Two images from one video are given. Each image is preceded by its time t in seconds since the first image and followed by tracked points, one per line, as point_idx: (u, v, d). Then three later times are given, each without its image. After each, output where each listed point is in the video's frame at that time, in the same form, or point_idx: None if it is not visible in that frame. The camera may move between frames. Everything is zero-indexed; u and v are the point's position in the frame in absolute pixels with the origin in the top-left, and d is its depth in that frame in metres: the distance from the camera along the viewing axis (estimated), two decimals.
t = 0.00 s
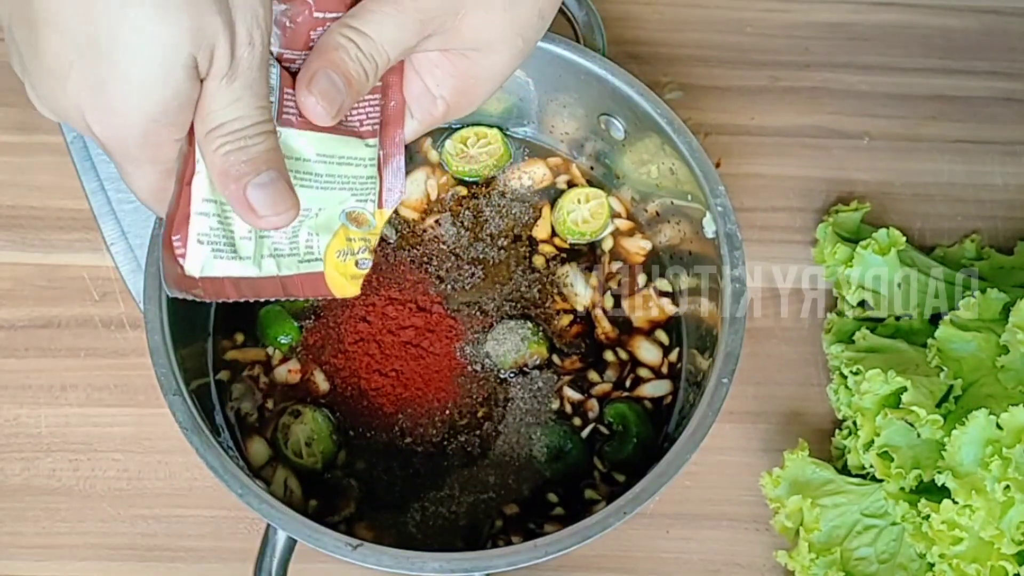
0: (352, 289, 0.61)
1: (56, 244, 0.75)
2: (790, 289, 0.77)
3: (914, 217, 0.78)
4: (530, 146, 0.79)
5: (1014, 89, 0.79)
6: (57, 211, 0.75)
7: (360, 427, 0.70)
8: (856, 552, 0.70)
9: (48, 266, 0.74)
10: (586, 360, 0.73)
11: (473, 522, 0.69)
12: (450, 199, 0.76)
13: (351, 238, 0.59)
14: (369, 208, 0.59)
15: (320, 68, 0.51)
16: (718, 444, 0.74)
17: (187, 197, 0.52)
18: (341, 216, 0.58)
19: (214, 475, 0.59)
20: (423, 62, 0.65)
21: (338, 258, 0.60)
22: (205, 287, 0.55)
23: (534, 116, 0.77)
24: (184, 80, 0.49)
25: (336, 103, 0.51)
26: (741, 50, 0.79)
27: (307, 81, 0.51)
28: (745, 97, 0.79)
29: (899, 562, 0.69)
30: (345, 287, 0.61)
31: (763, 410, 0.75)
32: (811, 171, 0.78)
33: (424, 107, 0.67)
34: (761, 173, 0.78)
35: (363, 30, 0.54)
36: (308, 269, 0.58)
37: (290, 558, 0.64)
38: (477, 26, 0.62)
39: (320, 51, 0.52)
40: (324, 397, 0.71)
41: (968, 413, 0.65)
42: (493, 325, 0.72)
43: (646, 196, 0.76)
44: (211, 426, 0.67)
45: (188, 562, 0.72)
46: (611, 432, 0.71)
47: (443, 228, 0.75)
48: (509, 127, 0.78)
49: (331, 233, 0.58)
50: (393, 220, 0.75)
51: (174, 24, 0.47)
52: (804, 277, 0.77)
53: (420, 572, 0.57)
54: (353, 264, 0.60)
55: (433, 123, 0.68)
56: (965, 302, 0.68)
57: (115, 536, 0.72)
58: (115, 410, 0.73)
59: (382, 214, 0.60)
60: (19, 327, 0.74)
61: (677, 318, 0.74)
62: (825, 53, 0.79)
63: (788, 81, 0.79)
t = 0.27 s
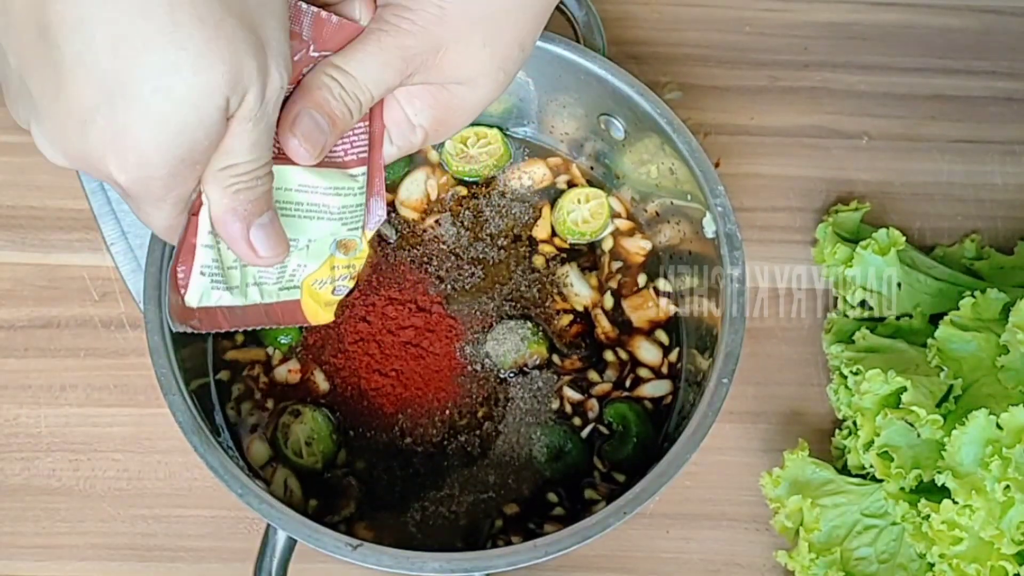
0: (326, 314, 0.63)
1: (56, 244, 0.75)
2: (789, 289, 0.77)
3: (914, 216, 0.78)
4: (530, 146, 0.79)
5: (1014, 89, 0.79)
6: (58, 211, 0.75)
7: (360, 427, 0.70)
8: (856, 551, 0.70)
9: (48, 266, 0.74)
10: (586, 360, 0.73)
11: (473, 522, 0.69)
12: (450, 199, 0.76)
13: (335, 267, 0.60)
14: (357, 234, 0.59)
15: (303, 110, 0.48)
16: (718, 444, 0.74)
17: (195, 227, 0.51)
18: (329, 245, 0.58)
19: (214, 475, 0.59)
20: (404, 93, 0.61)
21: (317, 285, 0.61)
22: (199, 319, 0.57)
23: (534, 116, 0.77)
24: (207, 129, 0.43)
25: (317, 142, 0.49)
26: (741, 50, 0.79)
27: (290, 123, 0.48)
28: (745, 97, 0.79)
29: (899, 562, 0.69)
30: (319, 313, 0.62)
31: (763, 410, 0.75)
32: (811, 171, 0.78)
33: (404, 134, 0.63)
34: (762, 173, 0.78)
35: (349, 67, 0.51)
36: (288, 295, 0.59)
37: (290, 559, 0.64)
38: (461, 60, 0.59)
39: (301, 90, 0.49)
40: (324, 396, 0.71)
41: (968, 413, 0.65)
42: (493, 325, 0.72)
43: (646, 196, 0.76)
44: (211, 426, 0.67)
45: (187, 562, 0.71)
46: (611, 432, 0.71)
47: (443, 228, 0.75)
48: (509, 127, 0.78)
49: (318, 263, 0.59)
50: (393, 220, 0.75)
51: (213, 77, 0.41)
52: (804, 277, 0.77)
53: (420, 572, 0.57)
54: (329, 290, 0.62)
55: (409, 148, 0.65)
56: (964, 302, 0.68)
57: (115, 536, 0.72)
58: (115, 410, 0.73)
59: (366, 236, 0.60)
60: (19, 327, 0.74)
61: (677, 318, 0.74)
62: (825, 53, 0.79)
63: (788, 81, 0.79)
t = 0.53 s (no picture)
0: (331, 321, 0.58)
1: (56, 244, 0.75)
2: (789, 289, 0.77)
3: (914, 216, 0.78)
4: (530, 146, 0.79)
5: (1014, 89, 0.79)
6: (57, 211, 0.75)
7: (360, 427, 0.71)
8: (856, 551, 0.70)
9: (48, 266, 0.74)
10: (586, 360, 0.73)
11: (473, 522, 0.69)
12: (450, 198, 0.76)
13: (341, 273, 0.55)
14: (364, 239, 0.55)
15: (293, 102, 0.47)
16: (718, 444, 0.74)
17: (186, 228, 0.50)
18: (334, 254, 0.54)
19: (214, 475, 0.59)
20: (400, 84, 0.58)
21: (320, 293, 0.56)
22: (198, 324, 0.55)
23: (534, 116, 0.77)
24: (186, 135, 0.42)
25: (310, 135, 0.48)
26: (742, 49, 0.79)
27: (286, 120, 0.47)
28: (745, 97, 0.79)
29: (899, 562, 0.69)
30: (324, 319, 0.57)
31: (763, 409, 0.75)
32: (811, 171, 0.78)
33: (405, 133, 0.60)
34: (762, 173, 0.78)
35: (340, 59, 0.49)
36: (288, 303, 0.55)
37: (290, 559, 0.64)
38: (455, 46, 0.56)
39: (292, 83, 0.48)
40: (324, 396, 0.71)
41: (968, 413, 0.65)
42: (493, 325, 0.72)
43: (646, 196, 0.76)
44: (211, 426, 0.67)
45: (188, 562, 0.72)
46: (611, 431, 0.71)
47: (443, 227, 0.75)
48: (509, 127, 0.78)
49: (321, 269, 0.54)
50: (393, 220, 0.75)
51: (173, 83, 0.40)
52: (804, 277, 0.77)
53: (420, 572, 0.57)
54: (335, 298, 0.57)
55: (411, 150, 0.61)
56: (964, 302, 0.68)
57: (115, 536, 0.72)
58: (114, 410, 0.73)
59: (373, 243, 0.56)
60: (19, 327, 0.74)
61: (677, 318, 0.75)
62: (825, 53, 0.79)
63: (788, 81, 0.79)
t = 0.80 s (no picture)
0: (310, 354, 0.57)
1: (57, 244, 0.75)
2: (789, 289, 0.77)
3: (914, 216, 0.78)
4: (530, 145, 0.78)
5: (1014, 89, 0.79)
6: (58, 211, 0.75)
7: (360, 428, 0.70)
8: (856, 551, 0.70)
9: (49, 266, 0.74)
10: (587, 360, 0.73)
11: (475, 523, 0.69)
12: (451, 198, 0.76)
13: (317, 307, 0.53)
14: (338, 271, 0.53)
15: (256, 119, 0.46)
16: (718, 444, 0.74)
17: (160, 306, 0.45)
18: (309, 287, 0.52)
19: (215, 475, 0.59)
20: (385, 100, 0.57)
21: (295, 328, 0.54)
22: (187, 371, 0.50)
23: (534, 116, 0.77)
24: (172, 211, 0.40)
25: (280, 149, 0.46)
26: (742, 50, 0.79)
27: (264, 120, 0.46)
28: (745, 98, 0.79)
29: (899, 562, 0.69)
30: (302, 354, 0.56)
31: (763, 409, 0.75)
32: (811, 171, 0.78)
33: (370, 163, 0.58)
34: (762, 173, 0.78)
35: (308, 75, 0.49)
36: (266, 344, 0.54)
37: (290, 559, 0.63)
38: (413, 63, 0.55)
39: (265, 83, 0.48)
40: (324, 395, 0.71)
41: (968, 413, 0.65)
42: (494, 325, 0.72)
43: (646, 196, 0.76)
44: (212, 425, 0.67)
45: (187, 562, 0.71)
46: (611, 432, 0.71)
47: (446, 226, 0.75)
48: (510, 127, 0.78)
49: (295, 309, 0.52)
50: (394, 220, 0.75)
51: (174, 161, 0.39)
52: (804, 277, 0.77)
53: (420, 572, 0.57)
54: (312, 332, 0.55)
55: (376, 180, 0.59)
56: (964, 301, 0.68)
57: (115, 536, 0.72)
58: (114, 410, 0.73)
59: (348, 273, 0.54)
60: (20, 327, 0.74)
61: (677, 318, 0.74)
62: (825, 53, 0.79)
63: (788, 81, 0.79)
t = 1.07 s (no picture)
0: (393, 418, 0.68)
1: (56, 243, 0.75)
2: (789, 289, 0.77)
3: (914, 216, 0.78)
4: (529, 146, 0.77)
5: (1015, 89, 0.79)
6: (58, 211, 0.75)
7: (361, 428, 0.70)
8: (856, 551, 0.70)
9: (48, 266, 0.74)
10: (588, 359, 0.73)
11: (476, 523, 0.69)
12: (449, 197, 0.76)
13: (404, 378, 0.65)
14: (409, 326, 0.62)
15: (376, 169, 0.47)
16: (718, 444, 0.74)
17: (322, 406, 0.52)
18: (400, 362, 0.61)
19: (215, 475, 0.59)
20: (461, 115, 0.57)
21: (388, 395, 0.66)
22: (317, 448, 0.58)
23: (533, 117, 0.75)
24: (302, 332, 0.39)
25: (399, 195, 0.48)
26: (742, 49, 0.79)
27: (388, 160, 0.48)
28: (745, 98, 0.79)
29: (899, 562, 0.69)
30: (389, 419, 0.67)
31: (763, 409, 0.75)
32: (812, 172, 0.78)
33: (434, 217, 0.56)
34: (762, 173, 0.78)
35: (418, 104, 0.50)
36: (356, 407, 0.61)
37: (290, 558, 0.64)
38: (484, 141, 0.54)
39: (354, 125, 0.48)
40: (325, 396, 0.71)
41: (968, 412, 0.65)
42: (494, 325, 0.72)
43: (646, 196, 0.75)
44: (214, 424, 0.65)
45: (188, 562, 0.72)
46: (611, 431, 0.71)
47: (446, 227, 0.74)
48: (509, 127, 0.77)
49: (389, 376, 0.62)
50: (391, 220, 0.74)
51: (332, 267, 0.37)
52: (804, 277, 0.77)
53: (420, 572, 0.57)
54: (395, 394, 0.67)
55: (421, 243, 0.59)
56: (964, 301, 0.68)
57: (116, 536, 0.72)
58: (114, 410, 0.73)
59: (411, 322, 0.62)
60: (20, 327, 0.74)
61: (677, 317, 0.74)
62: (825, 53, 0.79)
63: (788, 81, 0.79)
